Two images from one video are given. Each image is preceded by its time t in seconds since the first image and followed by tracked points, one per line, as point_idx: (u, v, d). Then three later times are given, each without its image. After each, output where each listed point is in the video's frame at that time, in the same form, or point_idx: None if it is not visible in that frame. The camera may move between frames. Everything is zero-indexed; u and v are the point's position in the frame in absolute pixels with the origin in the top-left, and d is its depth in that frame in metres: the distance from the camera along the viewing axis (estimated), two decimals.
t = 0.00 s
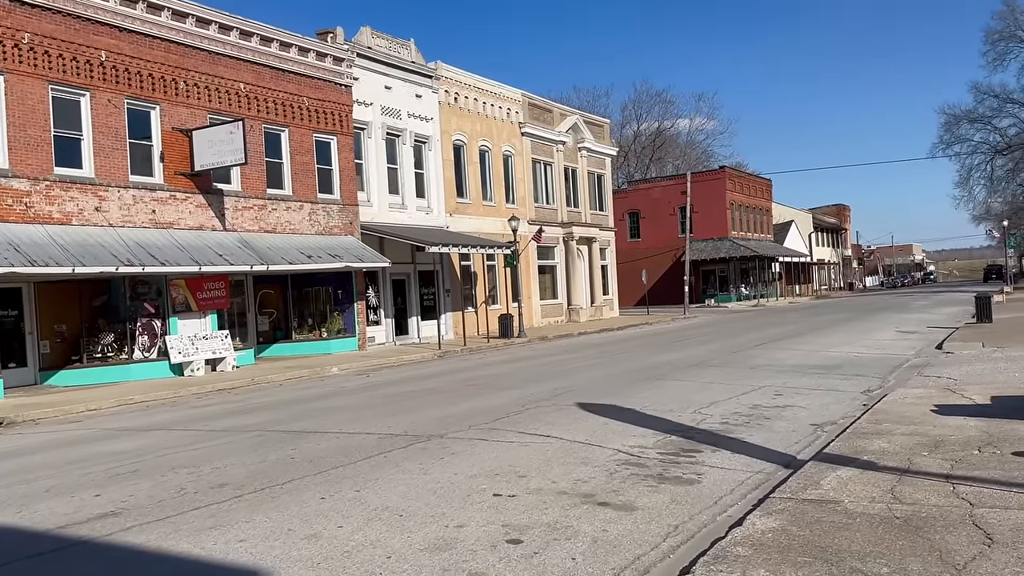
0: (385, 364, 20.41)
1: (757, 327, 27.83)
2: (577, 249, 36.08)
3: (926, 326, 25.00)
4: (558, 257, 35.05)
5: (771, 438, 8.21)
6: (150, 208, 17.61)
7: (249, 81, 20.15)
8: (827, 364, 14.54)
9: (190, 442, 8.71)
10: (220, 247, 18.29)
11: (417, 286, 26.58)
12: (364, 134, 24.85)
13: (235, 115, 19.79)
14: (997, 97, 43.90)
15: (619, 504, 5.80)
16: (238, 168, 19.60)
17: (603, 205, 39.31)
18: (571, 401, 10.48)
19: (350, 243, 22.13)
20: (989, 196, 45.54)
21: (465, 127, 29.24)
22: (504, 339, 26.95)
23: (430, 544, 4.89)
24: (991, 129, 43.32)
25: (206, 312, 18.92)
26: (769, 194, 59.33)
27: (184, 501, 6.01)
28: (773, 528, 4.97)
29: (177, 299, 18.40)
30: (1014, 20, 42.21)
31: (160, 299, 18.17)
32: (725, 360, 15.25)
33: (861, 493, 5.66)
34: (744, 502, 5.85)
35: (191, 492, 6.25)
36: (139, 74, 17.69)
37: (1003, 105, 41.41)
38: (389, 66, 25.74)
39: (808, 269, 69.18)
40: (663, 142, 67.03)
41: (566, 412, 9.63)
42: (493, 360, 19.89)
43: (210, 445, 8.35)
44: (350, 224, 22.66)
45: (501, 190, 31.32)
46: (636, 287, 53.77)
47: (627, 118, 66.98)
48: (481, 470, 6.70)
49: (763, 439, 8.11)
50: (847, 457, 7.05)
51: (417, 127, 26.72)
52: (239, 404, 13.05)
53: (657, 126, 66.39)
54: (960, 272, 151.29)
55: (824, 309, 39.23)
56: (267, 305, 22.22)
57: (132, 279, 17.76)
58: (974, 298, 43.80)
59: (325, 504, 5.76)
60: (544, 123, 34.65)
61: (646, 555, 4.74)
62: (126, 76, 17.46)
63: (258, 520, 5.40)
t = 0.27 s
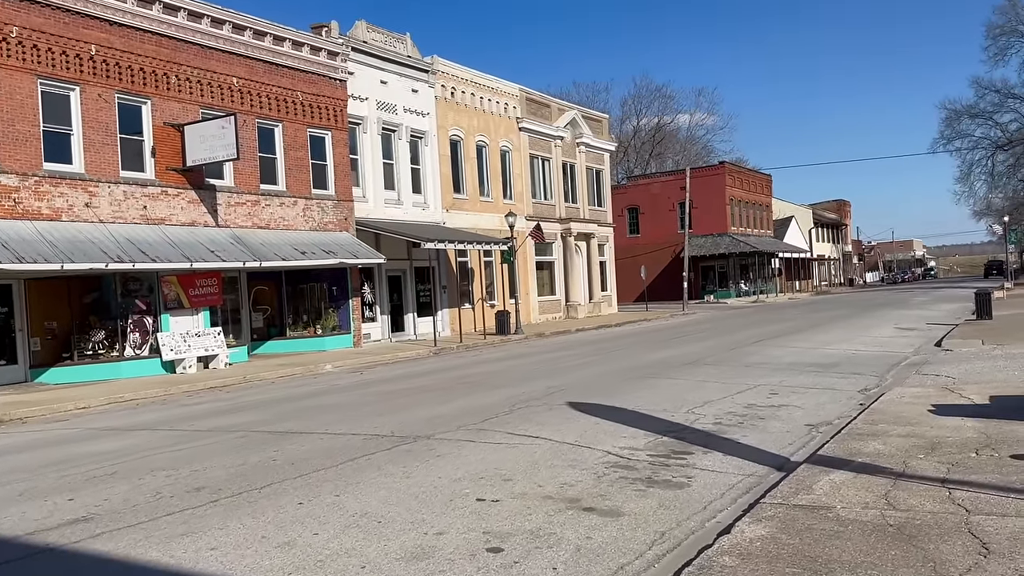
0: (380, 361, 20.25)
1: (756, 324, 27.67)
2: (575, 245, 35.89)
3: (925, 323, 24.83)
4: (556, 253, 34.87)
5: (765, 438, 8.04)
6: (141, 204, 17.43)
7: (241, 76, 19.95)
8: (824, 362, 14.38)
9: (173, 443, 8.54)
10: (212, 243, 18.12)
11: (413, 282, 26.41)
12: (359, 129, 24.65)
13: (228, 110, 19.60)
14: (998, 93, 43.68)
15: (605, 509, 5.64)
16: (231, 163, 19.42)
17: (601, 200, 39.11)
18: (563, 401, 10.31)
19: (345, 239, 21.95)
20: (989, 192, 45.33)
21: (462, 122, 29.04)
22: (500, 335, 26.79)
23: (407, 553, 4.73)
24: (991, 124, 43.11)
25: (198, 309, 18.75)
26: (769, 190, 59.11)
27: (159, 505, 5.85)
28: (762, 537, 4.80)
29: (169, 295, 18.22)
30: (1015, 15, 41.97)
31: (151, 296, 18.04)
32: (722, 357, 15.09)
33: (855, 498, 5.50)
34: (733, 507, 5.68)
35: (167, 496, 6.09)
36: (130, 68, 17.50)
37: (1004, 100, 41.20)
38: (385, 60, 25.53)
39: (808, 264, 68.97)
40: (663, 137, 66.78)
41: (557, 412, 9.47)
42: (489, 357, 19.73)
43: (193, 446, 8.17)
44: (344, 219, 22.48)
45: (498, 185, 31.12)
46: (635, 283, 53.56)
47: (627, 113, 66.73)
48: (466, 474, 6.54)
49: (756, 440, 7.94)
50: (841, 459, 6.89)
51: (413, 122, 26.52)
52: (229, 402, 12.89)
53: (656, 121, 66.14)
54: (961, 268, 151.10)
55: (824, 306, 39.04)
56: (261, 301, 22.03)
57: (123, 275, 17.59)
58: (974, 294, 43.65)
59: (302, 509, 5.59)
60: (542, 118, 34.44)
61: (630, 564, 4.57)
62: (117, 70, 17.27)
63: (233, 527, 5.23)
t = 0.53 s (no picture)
0: (376, 359, 20.08)
1: (757, 321, 27.48)
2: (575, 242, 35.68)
3: (927, 320, 24.62)
4: (555, 250, 34.67)
5: (761, 439, 7.85)
6: (134, 199, 17.25)
7: (237, 70, 19.76)
8: (824, 360, 14.18)
9: (157, 442, 8.36)
10: (206, 239, 17.94)
11: (411, 279, 26.24)
12: (357, 124, 24.45)
13: (223, 104, 19.41)
14: (1002, 89, 43.40)
15: (594, 513, 5.45)
16: (226, 158, 19.23)
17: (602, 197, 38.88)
18: (557, 400, 10.11)
19: (341, 236, 21.76)
20: (992, 189, 45.07)
21: (460, 117, 28.84)
22: (499, 333, 26.61)
23: (386, 559, 4.55)
24: (994, 121, 42.83)
25: (193, 306, 18.57)
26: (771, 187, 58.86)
27: (134, 508, 5.67)
28: (755, 543, 4.61)
29: (163, 292, 18.03)
30: (1018, 11, 41.67)
31: (145, 292, 17.86)
32: (720, 355, 14.90)
33: (853, 502, 5.31)
34: (727, 511, 5.49)
35: (143, 499, 5.91)
36: (123, 62, 17.31)
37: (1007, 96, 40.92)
38: (383, 55, 25.33)
39: (810, 262, 68.72)
40: (664, 134, 66.52)
41: (550, 411, 9.28)
42: (486, 354, 19.55)
43: (177, 446, 8.00)
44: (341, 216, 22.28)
45: (498, 181, 30.92)
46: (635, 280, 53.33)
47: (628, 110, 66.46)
48: (452, 475, 6.35)
49: (753, 441, 7.75)
50: (839, 461, 6.69)
51: (412, 118, 26.32)
52: (220, 400, 12.72)
53: (658, 118, 65.87)
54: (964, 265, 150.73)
55: (825, 303, 38.80)
56: (258, 298, 21.81)
57: (117, 271, 17.41)
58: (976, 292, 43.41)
59: (281, 513, 5.40)
60: (541, 114, 34.21)
61: (617, 571, 4.39)
62: (110, 64, 17.09)
63: (207, 532, 5.04)
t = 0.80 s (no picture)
0: (376, 358, 19.89)
1: (760, 320, 27.26)
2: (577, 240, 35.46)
3: (932, 320, 24.35)
4: (558, 248, 34.45)
5: (763, 442, 7.63)
6: (131, 197, 17.07)
7: (235, 66, 19.57)
8: (828, 360, 13.95)
9: (143, 444, 8.17)
10: (203, 237, 17.76)
11: (411, 278, 26.05)
12: (357, 122, 24.26)
13: (221, 101, 19.24)
14: (1008, 88, 43.07)
15: (587, 520, 5.24)
16: (224, 155, 19.05)
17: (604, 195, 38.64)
18: (555, 401, 9.90)
19: (341, 234, 21.56)
20: (998, 188, 44.73)
21: (462, 115, 28.63)
22: (500, 331, 26.40)
23: (367, 570, 4.35)
24: (1000, 119, 42.50)
25: (190, 304, 18.39)
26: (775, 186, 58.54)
27: (111, 514, 5.48)
28: (754, 554, 4.40)
29: (159, 290, 17.85)
30: None
31: (141, 290, 17.69)
32: (723, 355, 14.67)
33: (857, 510, 5.09)
34: (726, 518, 5.27)
35: (122, 503, 5.72)
36: (119, 58, 17.14)
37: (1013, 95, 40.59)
38: (383, 52, 25.14)
39: (814, 261, 68.38)
40: (668, 133, 66.22)
41: (547, 413, 9.07)
42: (486, 354, 19.34)
43: (163, 448, 7.81)
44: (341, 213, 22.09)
45: (500, 179, 30.71)
46: (639, 279, 53.08)
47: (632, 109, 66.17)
48: (442, 480, 6.14)
49: (754, 444, 7.52)
50: (843, 465, 6.47)
51: (413, 115, 26.12)
52: (214, 400, 12.55)
53: (662, 116, 65.58)
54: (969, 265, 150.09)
55: (830, 302, 38.52)
56: (257, 296, 21.65)
57: (113, 269, 17.25)
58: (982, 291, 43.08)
59: (261, 520, 5.20)
60: (544, 111, 33.99)
61: None
62: (106, 60, 16.92)
63: (183, 540, 4.85)
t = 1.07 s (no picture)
0: (375, 360, 19.69)
1: (764, 323, 26.98)
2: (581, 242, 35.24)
3: (939, 323, 24.06)
4: (561, 250, 34.23)
5: (765, 451, 7.40)
6: (128, 197, 16.92)
7: (233, 66, 19.42)
8: (833, 364, 13.69)
9: (129, 451, 7.99)
10: (201, 238, 17.59)
11: (412, 280, 25.86)
12: (358, 122, 24.08)
13: (219, 101, 19.08)
14: (1015, 89, 42.73)
15: (580, 535, 5.02)
16: (222, 156, 18.89)
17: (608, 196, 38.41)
18: (552, 407, 9.69)
19: (341, 235, 21.38)
20: (1005, 190, 44.37)
21: (464, 115, 28.45)
22: (502, 334, 26.20)
23: None
24: (1007, 120, 42.15)
25: (188, 306, 18.23)
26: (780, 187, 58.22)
27: (87, 526, 5.28)
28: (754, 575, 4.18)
29: (156, 292, 17.69)
30: None
31: (139, 292, 17.53)
32: (726, 359, 14.43)
33: (862, 526, 4.86)
34: (724, 534, 5.05)
35: (98, 515, 5.53)
36: (116, 57, 16.99)
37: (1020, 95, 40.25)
38: (385, 52, 24.97)
39: (819, 263, 68.00)
40: (673, 133, 65.93)
41: (544, 419, 8.85)
42: (487, 356, 19.13)
43: (149, 455, 7.62)
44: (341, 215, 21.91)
45: (502, 180, 30.50)
46: (643, 281, 52.81)
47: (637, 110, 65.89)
48: (431, 492, 5.93)
49: (755, 453, 7.30)
50: (847, 477, 6.24)
51: (414, 116, 25.94)
52: (208, 404, 12.36)
53: (666, 117, 65.30)
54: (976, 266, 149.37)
55: (836, 304, 38.19)
56: (256, 298, 21.46)
57: (110, 271, 17.09)
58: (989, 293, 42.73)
59: (239, 534, 5.00)
60: (547, 112, 33.77)
61: None
62: (103, 60, 16.77)
63: (155, 556, 4.65)
